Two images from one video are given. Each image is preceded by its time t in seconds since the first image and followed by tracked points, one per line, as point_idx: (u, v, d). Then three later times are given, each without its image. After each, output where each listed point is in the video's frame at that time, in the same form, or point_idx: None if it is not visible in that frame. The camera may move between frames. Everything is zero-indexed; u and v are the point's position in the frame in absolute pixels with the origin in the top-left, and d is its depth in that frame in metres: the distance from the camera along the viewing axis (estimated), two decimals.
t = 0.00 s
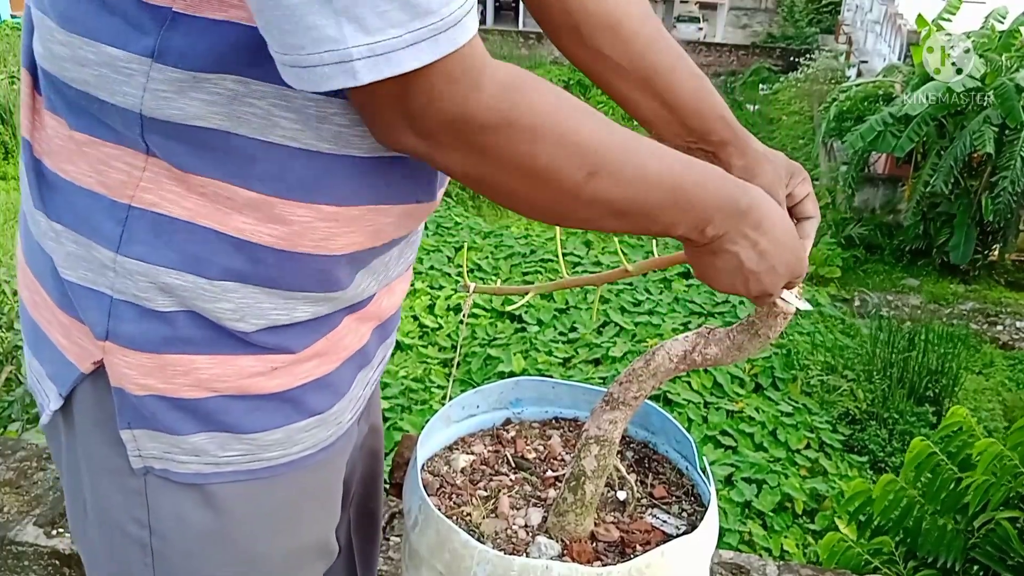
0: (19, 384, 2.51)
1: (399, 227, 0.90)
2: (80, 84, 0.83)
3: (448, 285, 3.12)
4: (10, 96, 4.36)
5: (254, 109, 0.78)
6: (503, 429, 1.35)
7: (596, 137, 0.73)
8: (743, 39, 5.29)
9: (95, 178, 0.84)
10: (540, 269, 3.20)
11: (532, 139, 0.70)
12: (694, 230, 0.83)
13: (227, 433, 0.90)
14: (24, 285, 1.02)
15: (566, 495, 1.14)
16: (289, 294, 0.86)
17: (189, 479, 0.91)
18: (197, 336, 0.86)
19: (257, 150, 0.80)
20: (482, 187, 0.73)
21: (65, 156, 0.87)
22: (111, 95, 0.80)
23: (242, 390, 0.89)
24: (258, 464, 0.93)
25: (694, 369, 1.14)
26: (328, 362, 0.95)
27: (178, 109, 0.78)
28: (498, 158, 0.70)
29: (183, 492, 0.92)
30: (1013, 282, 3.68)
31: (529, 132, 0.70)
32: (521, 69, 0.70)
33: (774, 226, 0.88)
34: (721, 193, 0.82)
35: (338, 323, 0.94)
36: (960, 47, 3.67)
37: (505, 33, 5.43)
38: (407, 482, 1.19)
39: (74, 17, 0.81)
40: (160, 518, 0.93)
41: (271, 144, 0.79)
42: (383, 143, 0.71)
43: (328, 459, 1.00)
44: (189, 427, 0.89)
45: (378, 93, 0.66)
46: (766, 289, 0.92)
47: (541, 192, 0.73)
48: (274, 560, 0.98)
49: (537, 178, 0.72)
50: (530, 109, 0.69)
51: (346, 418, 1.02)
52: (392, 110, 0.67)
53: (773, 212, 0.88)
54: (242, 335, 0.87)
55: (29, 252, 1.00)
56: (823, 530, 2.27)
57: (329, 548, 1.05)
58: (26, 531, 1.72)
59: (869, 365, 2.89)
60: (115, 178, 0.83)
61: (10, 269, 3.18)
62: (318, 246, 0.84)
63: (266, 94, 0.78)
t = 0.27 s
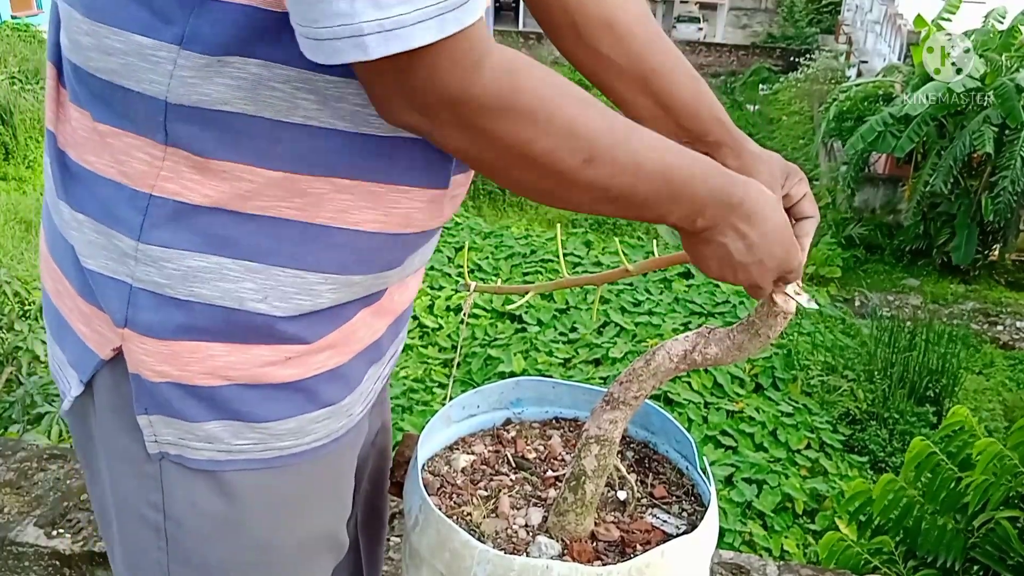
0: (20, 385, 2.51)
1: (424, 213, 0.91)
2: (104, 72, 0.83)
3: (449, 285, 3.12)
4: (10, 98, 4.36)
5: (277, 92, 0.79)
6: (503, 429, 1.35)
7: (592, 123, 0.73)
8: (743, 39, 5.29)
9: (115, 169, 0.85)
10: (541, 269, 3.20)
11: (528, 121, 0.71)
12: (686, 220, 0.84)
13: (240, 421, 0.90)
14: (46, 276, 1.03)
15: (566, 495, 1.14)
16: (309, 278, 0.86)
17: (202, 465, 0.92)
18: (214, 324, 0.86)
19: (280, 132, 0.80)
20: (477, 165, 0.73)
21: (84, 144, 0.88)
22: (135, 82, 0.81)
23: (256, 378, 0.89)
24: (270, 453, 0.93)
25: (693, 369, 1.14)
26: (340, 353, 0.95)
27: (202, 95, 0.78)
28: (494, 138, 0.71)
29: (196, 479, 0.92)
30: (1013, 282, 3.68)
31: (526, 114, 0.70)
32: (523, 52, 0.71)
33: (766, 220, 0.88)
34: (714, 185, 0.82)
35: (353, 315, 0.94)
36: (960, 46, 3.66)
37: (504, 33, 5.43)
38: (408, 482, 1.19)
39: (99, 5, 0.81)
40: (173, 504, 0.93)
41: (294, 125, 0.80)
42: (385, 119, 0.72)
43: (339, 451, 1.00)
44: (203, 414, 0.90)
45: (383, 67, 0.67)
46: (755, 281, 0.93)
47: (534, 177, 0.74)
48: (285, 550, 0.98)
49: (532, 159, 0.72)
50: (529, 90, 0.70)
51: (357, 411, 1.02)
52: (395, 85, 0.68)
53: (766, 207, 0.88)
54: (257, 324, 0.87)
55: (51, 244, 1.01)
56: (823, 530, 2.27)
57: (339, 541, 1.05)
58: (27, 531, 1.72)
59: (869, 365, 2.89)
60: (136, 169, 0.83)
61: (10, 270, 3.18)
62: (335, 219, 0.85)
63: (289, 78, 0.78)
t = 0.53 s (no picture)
0: (20, 385, 2.51)
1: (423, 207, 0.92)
2: (103, 71, 0.83)
3: (449, 284, 3.12)
4: (9, 97, 4.35)
5: (274, 92, 0.78)
6: (503, 429, 1.35)
7: (572, 114, 0.73)
8: (743, 38, 5.28)
9: (115, 170, 0.85)
10: (540, 269, 3.20)
11: (509, 111, 0.70)
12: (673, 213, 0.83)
13: (238, 420, 0.90)
14: (45, 277, 1.03)
15: (566, 495, 1.14)
16: (309, 276, 0.86)
17: (200, 464, 0.91)
18: (212, 323, 0.86)
19: (278, 131, 0.80)
20: (463, 158, 0.73)
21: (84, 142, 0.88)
22: (135, 80, 0.80)
23: (256, 377, 0.89)
24: (268, 452, 0.93)
25: (694, 369, 1.14)
26: (339, 353, 0.95)
27: (200, 95, 0.78)
28: (476, 131, 0.71)
29: (194, 478, 0.92)
30: (1013, 282, 3.68)
31: (507, 105, 0.70)
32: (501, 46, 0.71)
33: (756, 210, 0.87)
34: (701, 175, 0.82)
35: (353, 315, 0.95)
36: (960, 46, 3.66)
37: (504, 33, 5.42)
38: (408, 481, 1.19)
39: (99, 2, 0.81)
40: (172, 503, 0.93)
41: (291, 125, 0.80)
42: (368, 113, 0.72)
43: (337, 450, 1.00)
44: (201, 413, 0.90)
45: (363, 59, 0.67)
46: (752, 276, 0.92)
47: (517, 168, 0.73)
48: (284, 548, 0.98)
49: (516, 149, 0.72)
50: (509, 82, 0.70)
51: (355, 410, 1.02)
52: (376, 78, 0.68)
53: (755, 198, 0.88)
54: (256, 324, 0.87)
55: (50, 244, 1.01)
56: (823, 530, 2.27)
57: (336, 540, 1.05)
58: (27, 531, 1.72)
59: (869, 365, 2.89)
60: (135, 169, 0.83)
61: (10, 270, 3.18)
62: (332, 217, 0.85)
63: (286, 76, 0.78)
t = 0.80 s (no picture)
0: (20, 385, 2.52)
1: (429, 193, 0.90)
2: (109, 59, 0.83)
3: (449, 284, 3.12)
4: (9, 98, 4.35)
5: (279, 74, 0.79)
6: (502, 429, 1.35)
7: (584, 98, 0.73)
8: (743, 39, 5.28)
9: (120, 158, 0.85)
10: (541, 269, 3.20)
11: (523, 92, 0.71)
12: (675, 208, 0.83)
13: (237, 411, 0.90)
14: (48, 270, 1.03)
15: (565, 496, 1.14)
16: (313, 257, 0.86)
17: (200, 454, 0.91)
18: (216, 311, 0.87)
19: (283, 114, 0.80)
20: (474, 137, 0.73)
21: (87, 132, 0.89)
22: (142, 66, 0.81)
23: (256, 368, 0.89)
24: (266, 444, 0.92)
25: (692, 369, 1.14)
26: (340, 346, 0.95)
27: (206, 77, 0.79)
28: (489, 109, 0.71)
29: (194, 467, 0.92)
30: (1014, 282, 3.68)
31: (522, 84, 0.71)
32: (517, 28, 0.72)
33: (756, 209, 0.87)
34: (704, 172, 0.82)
35: (357, 308, 0.95)
36: (959, 46, 3.66)
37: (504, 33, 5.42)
38: (407, 481, 1.20)
39: None
40: (171, 493, 0.93)
41: (296, 107, 0.80)
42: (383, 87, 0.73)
43: (336, 443, 1.00)
44: (202, 402, 0.90)
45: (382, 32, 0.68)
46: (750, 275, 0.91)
47: (526, 150, 0.74)
48: (283, 541, 0.98)
49: (528, 131, 0.72)
50: (524, 60, 0.70)
51: (354, 404, 1.01)
52: (394, 49, 0.69)
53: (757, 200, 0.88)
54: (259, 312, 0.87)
55: (54, 236, 1.01)
56: (823, 530, 2.27)
57: (335, 534, 1.05)
58: (27, 531, 1.72)
59: (870, 364, 2.89)
60: (139, 158, 0.83)
61: (10, 270, 3.18)
62: (335, 199, 0.85)
63: (292, 59, 0.78)
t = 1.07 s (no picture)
0: (20, 385, 2.51)
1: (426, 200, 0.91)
2: (115, 55, 0.83)
3: (449, 284, 3.12)
4: (9, 97, 4.35)
5: (279, 80, 0.79)
6: (502, 429, 1.35)
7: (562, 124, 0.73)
8: (743, 38, 5.27)
9: (123, 153, 0.85)
10: (541, 269, 3.20)
11: (499, 110, 0.70)
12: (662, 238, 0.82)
13: (243, 402, 0.90)
14: (59, 259, 1.03)
15: (566, 495, 1.14)
16: (311, 253, 0.86)
17: (206, 445, 0.91)
18: (222, 303, 0.86)
19: (279, 120, 0.80)
20: (450, 150, 0.73)
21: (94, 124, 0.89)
22: (146, 63, 0.81)
23: (262, 360, 0.89)
24: (272, 435, 0.92)
25: (694, 369, 1.14)
26: (346, 339, 0.95)
27: (208, 79, 0.79)
28: (460, 125, 0.71)
29: (200, 458, 0.92)
30: (1013, 282, 3.68)
31: (497, 102, 0.70)
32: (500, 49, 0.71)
33: (751, 253, 0.84)
34: (691, 205, 0.80)
35: (364, 304, 0.95)
36: (960, 46, 3.66)
37: (504, 33, 5.42)
38: (408, 481, 1.20)
39: None
40: (178, 484, 0.93)
41: (293, 113, 0.80)
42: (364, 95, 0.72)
43: (341, 436, 1.00)
44: (207, 394, 0.89)
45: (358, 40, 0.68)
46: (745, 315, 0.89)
47: (502, 167, 0.73)
48: (288, 533, 0.98)
49: (500, 150, 0.72)
50: (500, 80, 0.70)
51: (359, 398, 1.02)
52: (371, 58, 0.69)
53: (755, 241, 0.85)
54: (267, 303, 0.87)
55: (64, 225, 1.00)
56: (823, 530, 2.27)
57: (340, 529, 1.05)
58: (27, 531, 1.72)
59: (870, 364, 2.89)
60: (143, 152, 0.83)
61: (10, 270, 3.18)
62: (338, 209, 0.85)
63: (290, 66, 0.78)
